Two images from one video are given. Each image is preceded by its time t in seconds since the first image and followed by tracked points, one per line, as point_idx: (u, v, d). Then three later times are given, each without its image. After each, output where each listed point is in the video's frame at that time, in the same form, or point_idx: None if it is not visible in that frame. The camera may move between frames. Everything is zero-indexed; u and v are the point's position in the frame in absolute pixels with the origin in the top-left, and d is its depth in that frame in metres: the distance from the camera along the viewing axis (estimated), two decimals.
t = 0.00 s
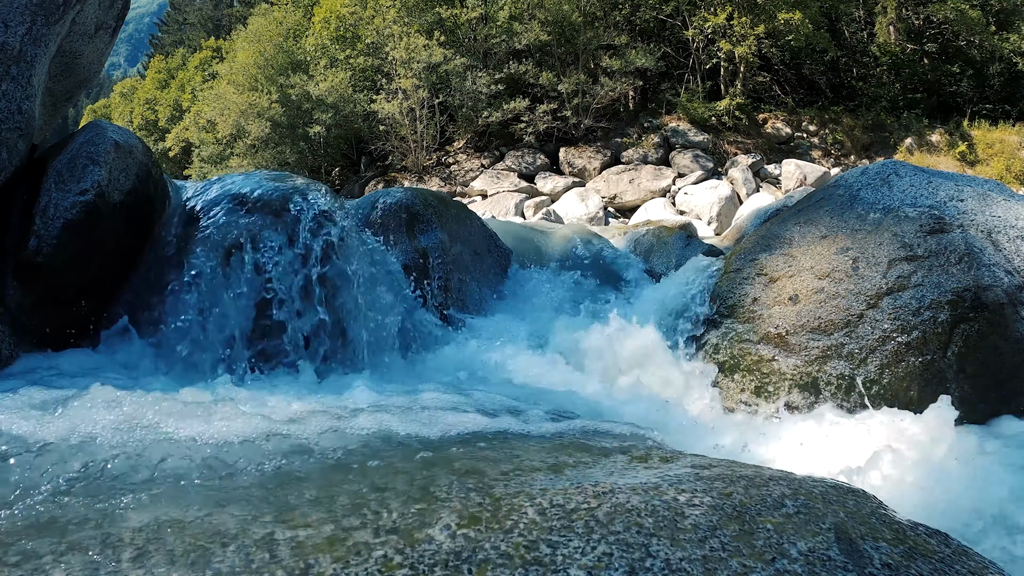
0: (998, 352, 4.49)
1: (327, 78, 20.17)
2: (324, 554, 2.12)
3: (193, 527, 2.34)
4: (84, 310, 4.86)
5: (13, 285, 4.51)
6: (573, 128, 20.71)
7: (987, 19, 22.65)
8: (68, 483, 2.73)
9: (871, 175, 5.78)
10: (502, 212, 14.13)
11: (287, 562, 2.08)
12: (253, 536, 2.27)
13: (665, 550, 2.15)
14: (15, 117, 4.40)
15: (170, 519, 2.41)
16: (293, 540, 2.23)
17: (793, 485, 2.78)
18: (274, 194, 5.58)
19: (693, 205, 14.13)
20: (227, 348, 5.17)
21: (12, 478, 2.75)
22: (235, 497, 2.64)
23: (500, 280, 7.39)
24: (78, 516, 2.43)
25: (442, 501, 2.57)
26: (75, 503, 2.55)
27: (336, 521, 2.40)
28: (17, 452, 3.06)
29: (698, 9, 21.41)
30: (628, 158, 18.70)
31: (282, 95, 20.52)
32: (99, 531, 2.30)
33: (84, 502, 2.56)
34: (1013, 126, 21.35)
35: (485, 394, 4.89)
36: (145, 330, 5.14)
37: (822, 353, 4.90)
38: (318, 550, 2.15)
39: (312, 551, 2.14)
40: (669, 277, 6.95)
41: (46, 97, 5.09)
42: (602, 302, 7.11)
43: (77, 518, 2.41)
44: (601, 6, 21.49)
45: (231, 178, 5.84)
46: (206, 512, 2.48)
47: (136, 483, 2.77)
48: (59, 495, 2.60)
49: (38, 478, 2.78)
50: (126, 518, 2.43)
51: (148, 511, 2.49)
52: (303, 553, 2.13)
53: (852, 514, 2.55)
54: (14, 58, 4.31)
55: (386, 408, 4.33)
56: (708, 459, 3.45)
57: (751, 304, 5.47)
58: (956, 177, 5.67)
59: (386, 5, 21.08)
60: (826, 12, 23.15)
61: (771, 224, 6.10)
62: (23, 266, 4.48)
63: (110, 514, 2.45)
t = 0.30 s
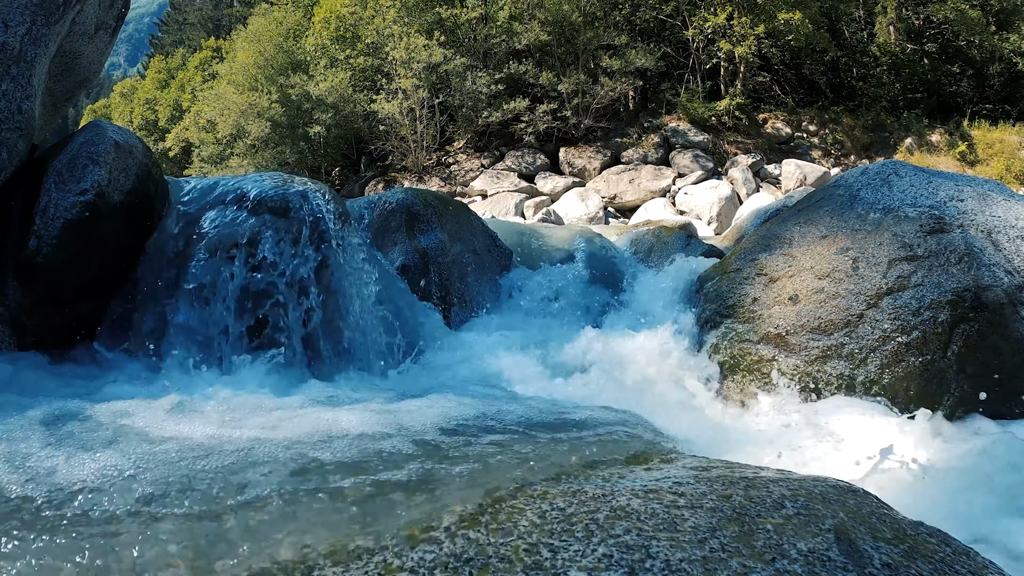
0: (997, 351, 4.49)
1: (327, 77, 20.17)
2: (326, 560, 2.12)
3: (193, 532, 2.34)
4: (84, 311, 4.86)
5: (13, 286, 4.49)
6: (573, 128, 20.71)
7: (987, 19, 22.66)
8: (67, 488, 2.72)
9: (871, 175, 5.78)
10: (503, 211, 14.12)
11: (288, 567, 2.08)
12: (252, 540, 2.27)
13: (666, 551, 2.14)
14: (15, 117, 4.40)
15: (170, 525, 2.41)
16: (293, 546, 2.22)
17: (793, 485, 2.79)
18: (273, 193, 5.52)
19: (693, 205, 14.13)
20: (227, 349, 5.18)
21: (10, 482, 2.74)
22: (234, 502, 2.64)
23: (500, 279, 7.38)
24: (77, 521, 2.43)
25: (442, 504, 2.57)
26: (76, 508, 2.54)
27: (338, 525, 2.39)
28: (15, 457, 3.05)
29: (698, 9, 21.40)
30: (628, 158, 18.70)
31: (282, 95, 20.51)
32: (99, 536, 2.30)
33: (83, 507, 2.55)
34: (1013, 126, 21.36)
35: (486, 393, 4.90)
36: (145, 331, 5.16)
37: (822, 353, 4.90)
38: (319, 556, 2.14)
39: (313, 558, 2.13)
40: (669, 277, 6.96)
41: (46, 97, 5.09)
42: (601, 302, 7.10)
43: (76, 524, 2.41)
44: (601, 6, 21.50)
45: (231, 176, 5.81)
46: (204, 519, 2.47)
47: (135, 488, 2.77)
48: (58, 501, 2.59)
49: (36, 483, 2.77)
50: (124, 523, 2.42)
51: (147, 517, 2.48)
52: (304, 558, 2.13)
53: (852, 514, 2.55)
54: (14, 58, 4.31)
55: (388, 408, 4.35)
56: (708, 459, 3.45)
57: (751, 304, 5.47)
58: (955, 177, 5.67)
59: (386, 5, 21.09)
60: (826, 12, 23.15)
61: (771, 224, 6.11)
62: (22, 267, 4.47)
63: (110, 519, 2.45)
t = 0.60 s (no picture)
0: (998, 352, 4.50)
1: (327, 78, 20.18)
2: (326, 554, 2.11)
3: (193, 526, 2.34)
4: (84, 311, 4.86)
5: (13, 286, 4.49)
6: (573, 128, 20.71)
7: (987, 19, 22.66)
8: (67, 484, 2.72)
9: (871, 175, 5.78)
10: (502, 212, 14.12)
11: (288, 561, 2.08)
12: (252, 536, 2.27)
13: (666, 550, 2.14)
14: (15, 117, 4.40)
15: (169, 519, 2.41)
16: (293, 541, 2.22)
17: (793, 485, 2.79)
18: (273, 192, 5.52)
19: (693, 205, 14.13)
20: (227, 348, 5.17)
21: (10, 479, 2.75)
22: (234, 497, 2.64)
23: (500, 279, 7.37)
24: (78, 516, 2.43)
25: (442, 501, 2.57)
26: (76, 503, 2.54)
27: (339, 521, 2.38)
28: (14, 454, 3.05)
29: (698, 9, 21.41)
30: (628, 158, 18.70)
31: (282, 95, 20.51)
32: (99, 532, 2.30)
33: (83, 504, 2.55)
34: (1013, 126, 21.36)
35: (486, 392, 4.89)
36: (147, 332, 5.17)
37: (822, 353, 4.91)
38: (319, 551, 2.14)
39: (313, 553, 2.13)
40: (670, 278, 6.96)
41: (46, 97, 5.08)
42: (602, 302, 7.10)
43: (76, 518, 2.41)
44: (601, 6, 21.51)
45: (231, 175, 5.81)
46: (204, 515, 2.46)
47: (134, 484, 2.76)
48: (57, 497, 2.59)
49: (37, 477, 2.78)
50: (125, 519, 2.42)
51: (147, 513, 2.48)
52: (304, 552, 2.13)
53: (852, 514, 2.55)
54: (14, 58, 4.31)
55: (389, 407, 4.35)
56: (708, 459, 3.45)
57: (751, 304, 5.48)
58: (956, 177, 5.67)
59: (386, 5, 21.09)
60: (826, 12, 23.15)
61: (771, 224, 6.11)
62: (22, 267, 4.47)
63: (110, 514, 2.45)
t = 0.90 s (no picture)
0: (999, 352, 4.48)
1: (327, 78, 20.18)
2: (326, 558, 2.11)
3: (193, 534, 2.32)
4: (83, 311, 4.84)
5: (13, 286, 4.49)
6: (573, 128, 20.70)
7: (987, 19, 22.66)
8: (68, 490, 2.72)
9: (872, 175, 5.78)
10: (502, 212, 14.12)
11: (289, 565, 2.08)
12: (252, 541, 2.26)
13: (666, 549, 2.14)
14: (15, 117, 4.40)
15: (168, 526, 2.40)
16: (293, 546, 2.21)
17: (793, 485, 2.78)
18: (274, 192, 5.54)
19: (693, 205, 14.14)
20: (229, 348, 5.17)
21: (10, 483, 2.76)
22: (231, 503, 2.63)
23: (500, 280, 7.37)
24: (76, 521, 2.43)
25: (442, 504, 2.56)
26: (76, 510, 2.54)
27: (339, 525, 2.38)
28: (14, 457, 3.05)
29: (698, 9, 21.42)
30: (628, 158, 18.70)
31: (282, 95, 20.51)
32: (99, 537, 2.29)
33: (84, 509, 2.54)
34: (1013, 126, 21.36)
35: (487, 393, 4.89)
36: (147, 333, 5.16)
37: (822, 353, 4.91)
38: (319, 555, 2.14)
39: (312, 557, 2.12)
40: (669, 278, 6.95)
41: (46, 97, 5.08)
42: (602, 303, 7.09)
43: (76, 523, 2.41)
44: (601, 6, 21.51)
45: (230, 176, 5.82)
46: (203, 520, 2.46)
47: (133, 490, 2.76)
48: (57, 503, 2.59)
49: (36, 483, 2.78)
50: (125, 525, 2.42)
51: (147, 519, 2.47)
52: (304, 556, 2.13)
53: (852, 513, 2.54)
54: (14, 58, 4.31)
55: (389, 407, 4.35)
56: (708, 458, 3.44)
57: (751, 304, 5.48)
58: (955, 177, 5.67)
59: (386, 5, 21.10)
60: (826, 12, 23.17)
61: (771, 224, 6.11)
62: (22, 267, 4.48)
63: (110, 520, 2.45)
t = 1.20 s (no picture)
0: (999, 352, 4.47)
1: (327, 77, 20.17)
2: (326, 562, 2.11)
3: (193, 537, 2.32)
4: (83, 310, 4.84)
5: (12, 285, 4.49)
6: (573, 128, 20.70)
7: (987, 19, 22.65)
8: (68, 492, 2.72)
9: (871, 175, 5.78)
10: (502, 212, 14.12)
11: (289, 569, 2.08)
12: (253, 545, 2.25)
13: (666, 551, 2.14)
14: (15, 117, 4.40)
15: (168, 530, 2.39)
16: (293, 549, 2.21)
17: (792, 485, 2.78)
18: (274, 191, 5.54)
19: (693, 205, 14.14)
20: (230, 349, 5.18)
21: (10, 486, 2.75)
22: (231, 507, 2.62)
23: (501, 280, 7.37)
24: (74, 525, 2.43)
25: (442, 507, 2.55)
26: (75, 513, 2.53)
27: (339, 528, 2.38)
28: (14, 459, 3.05)
29: (698, 9, 21.43)
30: (628, 158, 18.70)
31: (282, 95, 20.51)
32: (101, 540, 2.29)
33: (83, 513, 2.54)
34: (1013, 126, 21.36)
35: (487, 393, 4.90)
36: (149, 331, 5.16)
37: (823, 353, 4.91)
38: (320, 558, 2.14)
39: (312, 561, 2.12)
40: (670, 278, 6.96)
41: (46, 96, 5.08)
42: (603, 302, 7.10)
43: (75, 527, 2.40)
44: (601, 6, 21.51)
45: (231, 176, 5.82)
46: (203, 523, 2.45)
47: (132, 493, 2.76)
48: (55, 506, 2.59)
49: (36, 486, 2.78)
50: (125, 528, 2.41)
51: (148, 522, 2.47)
52: (305, 560, 2.13)
53: (852, 514, 2.55)
54: (14, 58, 4.31)
55: (388, 408, 4.36)
56: (708, 459, 3.46)
57: (751, 304, 5.49)
58: (955, 177, 5.67)
59: (386, 5, 21.10)
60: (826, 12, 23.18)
61: (771, 224, 6.11)
62: (21, 267, 4.47)
63: (110, 524, 2.45)
